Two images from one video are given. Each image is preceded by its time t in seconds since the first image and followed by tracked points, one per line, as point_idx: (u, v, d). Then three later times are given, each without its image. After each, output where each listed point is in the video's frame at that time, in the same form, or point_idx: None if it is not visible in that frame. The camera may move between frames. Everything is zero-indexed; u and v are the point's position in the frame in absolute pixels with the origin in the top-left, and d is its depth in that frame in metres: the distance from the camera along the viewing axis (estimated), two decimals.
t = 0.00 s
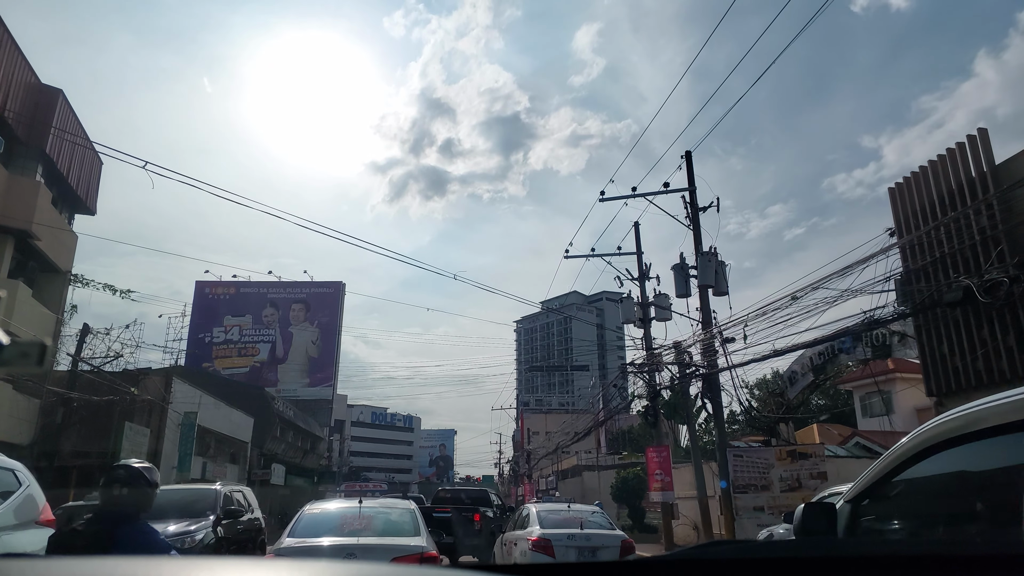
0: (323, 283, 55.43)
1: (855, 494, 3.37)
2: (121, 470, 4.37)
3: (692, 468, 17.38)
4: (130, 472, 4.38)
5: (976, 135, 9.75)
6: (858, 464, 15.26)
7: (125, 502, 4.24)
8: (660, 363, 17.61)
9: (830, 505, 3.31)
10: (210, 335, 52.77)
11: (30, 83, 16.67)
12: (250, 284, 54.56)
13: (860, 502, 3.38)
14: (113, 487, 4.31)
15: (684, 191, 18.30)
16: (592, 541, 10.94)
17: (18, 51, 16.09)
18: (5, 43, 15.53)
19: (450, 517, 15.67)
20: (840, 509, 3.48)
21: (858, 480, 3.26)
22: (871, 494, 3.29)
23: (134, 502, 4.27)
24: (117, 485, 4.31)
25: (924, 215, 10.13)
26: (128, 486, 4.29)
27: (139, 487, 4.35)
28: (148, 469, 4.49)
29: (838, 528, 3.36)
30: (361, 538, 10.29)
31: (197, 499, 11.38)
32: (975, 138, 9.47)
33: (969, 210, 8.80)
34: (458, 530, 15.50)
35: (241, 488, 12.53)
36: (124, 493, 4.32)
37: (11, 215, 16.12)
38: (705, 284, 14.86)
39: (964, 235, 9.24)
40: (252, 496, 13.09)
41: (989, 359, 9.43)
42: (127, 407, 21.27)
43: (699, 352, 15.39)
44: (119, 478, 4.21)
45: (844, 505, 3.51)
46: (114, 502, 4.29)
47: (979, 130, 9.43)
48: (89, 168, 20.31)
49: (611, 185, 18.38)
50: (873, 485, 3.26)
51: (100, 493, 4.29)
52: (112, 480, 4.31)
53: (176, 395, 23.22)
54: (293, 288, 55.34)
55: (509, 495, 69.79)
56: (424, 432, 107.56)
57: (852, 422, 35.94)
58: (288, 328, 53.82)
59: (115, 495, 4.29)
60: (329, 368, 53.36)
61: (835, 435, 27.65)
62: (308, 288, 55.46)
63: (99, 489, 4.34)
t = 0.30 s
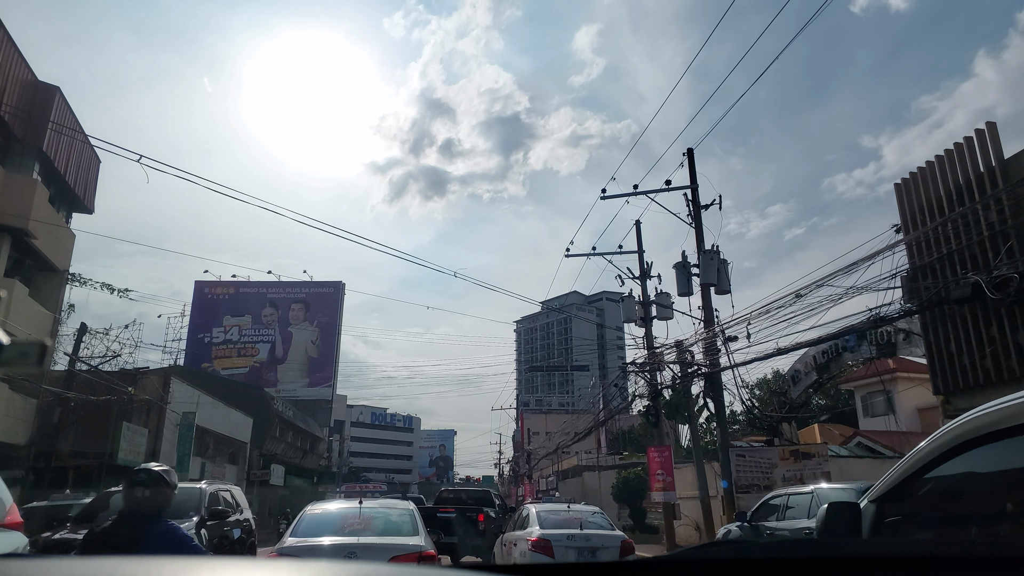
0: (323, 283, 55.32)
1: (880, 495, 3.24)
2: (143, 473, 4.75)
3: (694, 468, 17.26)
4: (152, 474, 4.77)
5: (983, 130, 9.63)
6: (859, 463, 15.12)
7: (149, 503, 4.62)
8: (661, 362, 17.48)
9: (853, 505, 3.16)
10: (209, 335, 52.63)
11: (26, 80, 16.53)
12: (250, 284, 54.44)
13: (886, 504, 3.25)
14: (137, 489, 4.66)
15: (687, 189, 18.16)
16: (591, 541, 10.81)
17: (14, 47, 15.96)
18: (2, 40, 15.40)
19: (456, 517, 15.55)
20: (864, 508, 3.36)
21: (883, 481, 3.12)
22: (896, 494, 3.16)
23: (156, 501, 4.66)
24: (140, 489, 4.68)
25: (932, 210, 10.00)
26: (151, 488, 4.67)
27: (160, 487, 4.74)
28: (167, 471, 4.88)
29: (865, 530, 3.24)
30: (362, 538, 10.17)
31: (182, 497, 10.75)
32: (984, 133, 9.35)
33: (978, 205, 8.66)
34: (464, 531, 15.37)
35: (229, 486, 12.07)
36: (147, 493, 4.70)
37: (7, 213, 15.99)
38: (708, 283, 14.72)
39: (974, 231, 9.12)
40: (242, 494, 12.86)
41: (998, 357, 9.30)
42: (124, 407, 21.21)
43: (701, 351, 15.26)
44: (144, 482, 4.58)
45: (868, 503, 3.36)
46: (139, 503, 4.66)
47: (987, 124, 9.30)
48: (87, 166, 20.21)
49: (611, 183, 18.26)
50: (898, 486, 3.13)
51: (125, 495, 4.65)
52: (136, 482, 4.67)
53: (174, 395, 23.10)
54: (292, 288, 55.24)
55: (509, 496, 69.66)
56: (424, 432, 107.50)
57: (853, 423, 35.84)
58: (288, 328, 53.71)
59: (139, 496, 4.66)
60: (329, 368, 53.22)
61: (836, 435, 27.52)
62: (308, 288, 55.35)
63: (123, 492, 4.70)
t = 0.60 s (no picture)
0: (322, 282, 55.16)
1: (913, 493, 3.43)
2: (151, 472, 4.67)
3: (696, 468, 17.11)
4: (161, 473, 4.70)
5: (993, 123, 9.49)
6: (858, 465, 14.95)
7: (163, 501, 4.58)
8: (663, 361, 17.34)
9: (886, 504, 3.35)
10: (208, 335, 52.45)
11: (23, 76, 16.35)
12: (249, 283, 54.27)
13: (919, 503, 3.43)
14: (149, 489, 4.61)
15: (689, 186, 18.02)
16: (592, 541, 10.67)
17: (9, 43, 15.80)
18: None
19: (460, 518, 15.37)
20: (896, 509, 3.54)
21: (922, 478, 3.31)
22: (933, 490, 3.34)
23: (169, 501, 4.61)
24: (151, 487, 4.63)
25: (940, 205, 9.86)
26: (162, 487, 4.62)
27: (169, 486, 4.68)
28: (174, 470, 4.82)
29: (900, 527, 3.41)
30: (361, 538, 10.04)
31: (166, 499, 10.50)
32: (993, 126, 9.21)
33: (989, 199, 8.52)
34: (467, 531, 15.19)
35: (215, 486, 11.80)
36: (158, 492, 4.65)
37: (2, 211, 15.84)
38: (710, 280, 14.57)
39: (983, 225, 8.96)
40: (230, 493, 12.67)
41: (1008, 354, 9.15)
42: (122, 407, 21.10)
43: (704, 350, 15.12)
44: (156, 483, 4.53)
45: (902, 503, 3.53)
46: (152, 502, 4.62)
47: (998, 118, 9.16)
48: (83, 164, 20.05)
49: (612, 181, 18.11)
50: (935, 483, 3.32)
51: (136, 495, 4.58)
52: (148, 482, 4.61)
53: (172, 394, 22.96)
54: (291, 287, 55.08)
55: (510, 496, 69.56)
56: (424, 433, 107.36)
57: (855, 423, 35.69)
58: (287, 328, 53.56)
59: (149, 496, 4.60)
60: (328, 368, 53.06)
61: (838, 435, 27.40)
62: (307, 287, 55.20)
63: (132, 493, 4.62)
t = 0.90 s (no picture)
0: (321, 282, 54.97)
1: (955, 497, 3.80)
2: (167, 477, 4.90)
3: (699, 468, 16.93)
4: (177, 478, 4.93)
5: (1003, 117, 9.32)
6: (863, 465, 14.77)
7: (180, 504, 4.85)
8: (665, 360, 17.16)
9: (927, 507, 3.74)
10: (207, 335, 52.24)
11: (18, 72, 16.15)
12: (248, 283, 54.07)
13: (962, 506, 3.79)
14: (164, 492, 4.84)
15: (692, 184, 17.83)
16: (592, 542, 10.49)
17: (5, 38, 15.60)
18: None
19: (463, 519, 15.17)
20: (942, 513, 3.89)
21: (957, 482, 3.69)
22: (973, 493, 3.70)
23: (183, 503, 4.85)
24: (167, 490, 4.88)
25: (950, 200, 9.69)
26: (176, 490, 4.87)
27: (183, 489, 4.95)
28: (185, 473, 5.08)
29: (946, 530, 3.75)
30: (361, 539, 9.87)
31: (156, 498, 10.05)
32: (1005, 119, 9.04)
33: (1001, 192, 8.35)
34: (468, 532, 15.01)
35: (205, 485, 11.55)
36: (173, 495, 4.89)
37: None
38: (713, 278, 14.40)
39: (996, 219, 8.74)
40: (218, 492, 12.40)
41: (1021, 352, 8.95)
42: (119, 407, 20.94)
43: (707, 349, 14.94)
44: (174, 488, 4.79)
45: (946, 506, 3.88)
46: (167, 504, 4.90)
47: (1008, 110, 8.99)
48: (80, 161, 19.88)
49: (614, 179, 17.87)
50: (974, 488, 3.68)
51: (153, 498, 4.80)
52: (164, 485, 4.89)
53: (169, 394, 22.77)
54: (291, 288, 54.88)
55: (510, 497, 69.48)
56: (424, 433, 107.25)
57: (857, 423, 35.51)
58: (286, 328, 53.38)
59: (165, 500, 4.84)
60: (327, 368, 52.86)
61: (839, 435, 27.27)
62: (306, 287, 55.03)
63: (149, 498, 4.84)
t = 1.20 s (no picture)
0: (320, 282, 54.75)
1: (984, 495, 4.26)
2: (184, 481, 5.75)
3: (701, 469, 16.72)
4: (191, 481, 5.77)
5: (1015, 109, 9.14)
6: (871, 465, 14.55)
7: (192, 503, 5.62)
8: (668, 359, 16.97)
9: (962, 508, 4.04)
10: (206, 335, 52.00)
11: (13, 67, 15.96)
12: (247, 283, 53.84)
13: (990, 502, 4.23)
14: (180, 492, 5.64)
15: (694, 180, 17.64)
16: (593, 543, 10.30)
17: None
18: None
19: (464, 519, 14.94)
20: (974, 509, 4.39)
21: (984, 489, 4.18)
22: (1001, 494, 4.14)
23: (197, 503, 5.65)
24: (182, 491, 5.66)
25: (962, 194, 9.51)
26: (190, 491, 5.66)
27: (195, 489, 5.73)
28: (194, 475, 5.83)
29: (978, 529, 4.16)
30: (360, 538, 9.69)
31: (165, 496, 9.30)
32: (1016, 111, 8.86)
33: (1014, 185, 8.16)
34: (469, 533, 14.79)
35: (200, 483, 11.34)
36: (188, 495, 5.73)
37: None
38: (717, 276, 14.22)
39: (1010, 212, 8.52)
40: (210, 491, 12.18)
41: None
42: (115, 406, 20.73)
43: (710, 347, 14.75)
44: (188, 488, 5.58)
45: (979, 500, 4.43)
46: (183, 504, 5.64)
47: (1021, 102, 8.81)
48: (76, 158, 19.74)
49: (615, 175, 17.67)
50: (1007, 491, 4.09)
51: (171, 496, 5.58)
52: (179, 486, 5.68)
53: (167, 393, 22.58)
54: (289, 287, 54.62)
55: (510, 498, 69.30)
56: (423, 433, 107.06)
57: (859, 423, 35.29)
58: (286, 328, 53.16)
59: (180, 497, 5.63)
60: (326, 367, 52.65)
61: (840, 435, 27.04)
62: (305, 287, 54.82)
63: (166, 495, 5.61)
